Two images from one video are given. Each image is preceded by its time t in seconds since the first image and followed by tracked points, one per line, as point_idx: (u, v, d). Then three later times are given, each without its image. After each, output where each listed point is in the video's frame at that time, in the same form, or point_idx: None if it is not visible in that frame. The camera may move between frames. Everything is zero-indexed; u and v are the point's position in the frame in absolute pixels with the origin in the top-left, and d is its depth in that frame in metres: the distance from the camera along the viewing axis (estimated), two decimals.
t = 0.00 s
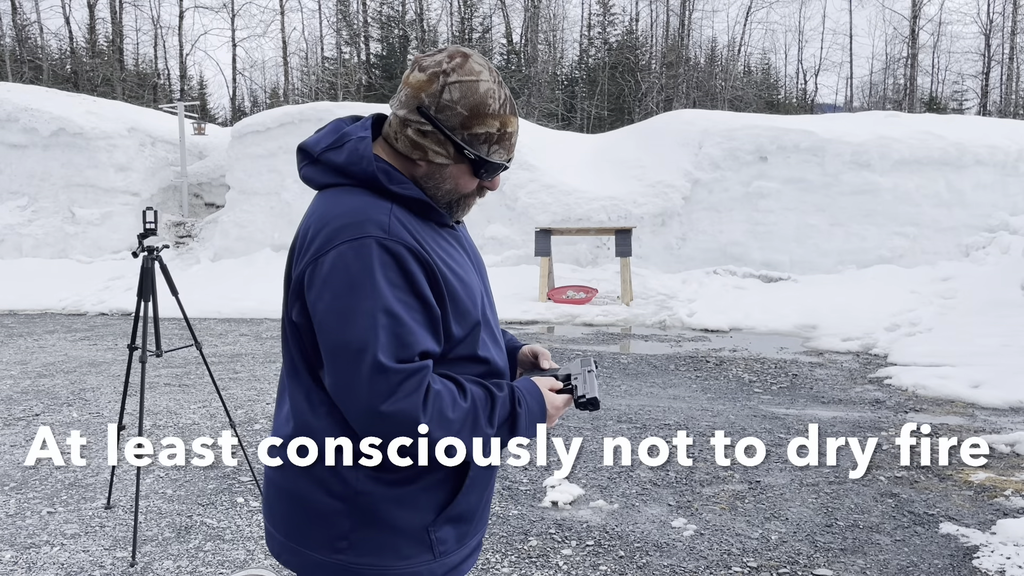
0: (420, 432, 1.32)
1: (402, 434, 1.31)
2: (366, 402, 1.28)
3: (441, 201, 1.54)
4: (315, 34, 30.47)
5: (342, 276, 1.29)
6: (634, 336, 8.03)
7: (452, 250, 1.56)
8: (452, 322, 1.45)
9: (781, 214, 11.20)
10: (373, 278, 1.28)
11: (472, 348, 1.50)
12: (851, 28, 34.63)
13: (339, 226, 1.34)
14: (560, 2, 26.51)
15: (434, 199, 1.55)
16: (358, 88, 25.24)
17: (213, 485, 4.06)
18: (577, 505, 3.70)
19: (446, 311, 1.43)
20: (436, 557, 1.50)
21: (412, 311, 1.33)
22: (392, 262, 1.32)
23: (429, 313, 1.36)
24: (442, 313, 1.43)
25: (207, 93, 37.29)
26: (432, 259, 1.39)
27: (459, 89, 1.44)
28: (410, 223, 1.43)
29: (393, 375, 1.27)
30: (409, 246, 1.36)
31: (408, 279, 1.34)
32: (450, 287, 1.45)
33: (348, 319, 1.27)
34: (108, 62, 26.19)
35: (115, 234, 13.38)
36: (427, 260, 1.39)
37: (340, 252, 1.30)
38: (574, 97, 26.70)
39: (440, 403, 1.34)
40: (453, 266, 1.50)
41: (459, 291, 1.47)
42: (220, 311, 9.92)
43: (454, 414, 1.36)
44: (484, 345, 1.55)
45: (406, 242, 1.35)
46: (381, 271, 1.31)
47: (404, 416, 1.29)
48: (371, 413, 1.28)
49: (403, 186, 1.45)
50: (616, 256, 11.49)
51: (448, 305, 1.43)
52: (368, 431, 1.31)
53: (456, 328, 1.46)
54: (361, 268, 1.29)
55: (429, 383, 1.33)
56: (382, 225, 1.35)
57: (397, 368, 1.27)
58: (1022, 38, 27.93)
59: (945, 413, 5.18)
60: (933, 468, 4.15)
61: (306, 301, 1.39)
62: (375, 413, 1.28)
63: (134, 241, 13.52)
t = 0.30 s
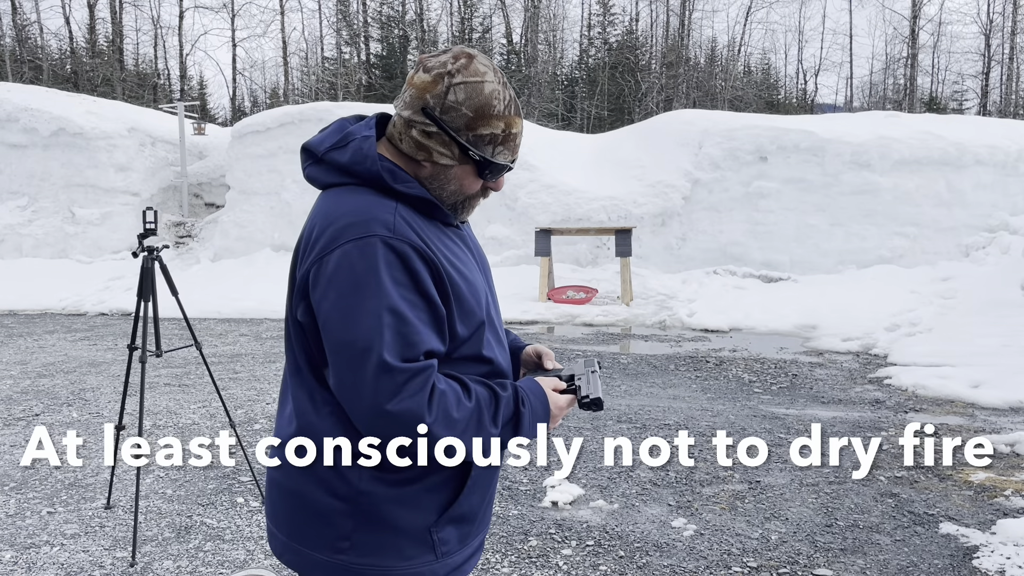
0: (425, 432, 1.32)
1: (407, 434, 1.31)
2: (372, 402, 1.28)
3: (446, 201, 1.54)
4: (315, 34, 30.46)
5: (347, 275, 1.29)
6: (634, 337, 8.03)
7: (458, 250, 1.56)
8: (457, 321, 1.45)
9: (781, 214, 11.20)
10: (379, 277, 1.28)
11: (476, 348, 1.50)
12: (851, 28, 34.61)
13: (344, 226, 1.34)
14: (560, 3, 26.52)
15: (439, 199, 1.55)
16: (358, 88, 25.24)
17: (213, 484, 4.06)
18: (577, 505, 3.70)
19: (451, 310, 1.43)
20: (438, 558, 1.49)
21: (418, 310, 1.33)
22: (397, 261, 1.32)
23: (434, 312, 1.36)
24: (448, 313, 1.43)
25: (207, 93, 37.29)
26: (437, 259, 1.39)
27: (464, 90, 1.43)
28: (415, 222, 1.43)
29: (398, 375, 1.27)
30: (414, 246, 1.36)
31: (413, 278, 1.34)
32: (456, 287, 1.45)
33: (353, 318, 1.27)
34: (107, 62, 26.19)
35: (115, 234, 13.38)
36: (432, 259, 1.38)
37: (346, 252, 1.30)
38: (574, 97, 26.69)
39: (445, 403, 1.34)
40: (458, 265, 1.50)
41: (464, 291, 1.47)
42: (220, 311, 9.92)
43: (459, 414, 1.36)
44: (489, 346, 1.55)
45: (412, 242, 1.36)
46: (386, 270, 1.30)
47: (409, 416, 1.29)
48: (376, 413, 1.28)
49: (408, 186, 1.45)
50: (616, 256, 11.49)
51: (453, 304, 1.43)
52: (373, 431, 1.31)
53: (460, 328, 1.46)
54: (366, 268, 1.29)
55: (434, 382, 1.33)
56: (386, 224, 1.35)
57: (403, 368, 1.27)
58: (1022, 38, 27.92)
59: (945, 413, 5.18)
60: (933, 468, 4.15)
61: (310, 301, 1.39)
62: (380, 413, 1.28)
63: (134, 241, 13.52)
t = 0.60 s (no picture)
0: (431, 432, 1.31)
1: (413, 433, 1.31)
2: (378, 403, 1.28)
3: (451, 201, 1.54)
4: (315, 34, 30.42)
5: (352, 274, 1.29)
6: (634, 336, 8.03)
7: (463, 251, 1.56)
8: (462, 320, 1.45)
9: (781, 214, 11.20)
10: (384, 277, 1.28)
11: (481, 348, 1.50)
12: (851, 28, 34.54)
13: (349, 225, 1.34)
14: (560, 3, 26.52)
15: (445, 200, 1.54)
16: (358, 89, 25.25)
17: (213, 485, 4.06)
18: (577, 505, 3.70)
19: (456, 310, 1.43)
20: (441, 558, 1.50)
21: (423, 310, 1.33)
22: (402, 260, 1.32)
23: (439, 311, 1.36)
24: (453, 313, 1.43)
25: (207, 93, 37.30)
26: (442, 259, 1.39)
27: (468, 91, 1.44)
28: (420, 221, 1.42)
29: (404, 376, 1.27)
30: (420, 245, 1.35)
31: (418, 279, 1.34)
32: (461, 288, 1.45)
33: (359, 317, 1.27)
34: (107, 62, 26.19)
35: (115, 234, 13.39)
36: (437, 259, 1.39)
37: (351, 251, 1.30)
38: (574, 97, 26.69)
39: (451, 403, 1.34)
40: (463, 265, 1.50)
41: (470, 291, 1.47)
42: (220, 311, 9.93)
43: (464, 414, 1.36)
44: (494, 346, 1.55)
45: (417, 241, 1.36)
46: (392, 270, 1.30)
47: (414, 416, 1.28)
48: (383, 414, 1.28)
49: (414, 185, 1.45)
50: (616, 256, 11.49)
51: (458, 304, 1.43)
52: (379, 431, 1.31)
53: (465, 327, 1.46)
54: (371, 267, 1.29)
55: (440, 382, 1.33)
56: (392, 224, 1.35)
57: (409, 368, 1.27)
58: (1022, 38, 27.89)
59: (944, 413, 5.18)
60: (933, 468, 4.15)
61: (315, 300, 1.39)
62: (387, 413, 1.28)
63: (134, 241, 13.52)
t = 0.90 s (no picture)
0: (433, 431, 1.31)
1: (415, 433, 1.31)
2: (381, 403, 1.28)
3: (453, 201, 1.54)
4: (315, 33, 30.39)
5: (355, 272, 1.28)
6: (634, 336, 8.03)
7: (467, 250, 1.57)
8: (464, 317, 1.45)
9: (781, 214, 11.20)
10: (385, 275, 1.28)
11: (484, 347, 1.50)
12: (851, 28, 34.48)
13: (351, 223, 1.34)
14: (560, 2, 26.50)
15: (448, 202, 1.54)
16: (358, 88, 25.25)
17: (213, 485, 4.06)
18: (577, 505, 3.70)
19: (458, 309, 1.43)
20: (441, 558, 1.49)
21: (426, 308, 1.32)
22: (404, 257, 1.32)
23: (441, 310, 1.36)
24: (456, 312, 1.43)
25: (207, 93, 37.30)
26: (444, 259, 1.39)
27: (470, 90, 1.43)
28: (422, 219, 1.43)
29: (406, 376, 1.27)
30: (422, 244, 1.35)
31: (423, 279, 1.33)
32: (464, 287, 1.45)
33: (361, 315, 1.27)
34: (107, 62, 26.20)
35: (115, 234, 13.39)
36: (440, 258, 1.38)
37: (353, 248, 1.30)
38: (574, 97, 26.68)
39: (453, 403, 1.34)
40: (467, 265, 1.50)
41: (473, 289, 1.47)
42: (220, 311, 9.92)
43: (466, 416, 1.36)
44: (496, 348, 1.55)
45: (419, 241, 1.35)
46: (395, 269, 1.30)
47: (416, 415, 1.28)
48: (385, 412, 1.28)
49: (415, 184, 1.45)
50: (616, 256, 11.49)
51: (461, 302, 1.43)
52: (381, 431, 1.31)
53: (468, 326, 1.46)
54: (374, 264, 1.29)
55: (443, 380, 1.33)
56: (394, 222, 1.35)
57: (411, 366, 1.27)
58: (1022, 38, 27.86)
59: (944, 413, 5.18)
60: (933, 468, 4.15)
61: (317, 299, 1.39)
62: (388, 412, 1.28)
63: (133, 241, 13.52)
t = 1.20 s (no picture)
0: (434, 429, 1.31)
1: (416, 432, 1.31)
2: (382, 400, 1.28)
3: (453, 201, 1.54)
4: (315, 33, 30.37)
5: (356, 270, 1.29)
6: (634, 336, 8.03)
7: (468, 249, 1.57)
8: (466, 315, 1.45)
9: (781, 214, 11.20)
10: (386, 272, 1.28)
11: (486, 345, 1.50)
12: (851, 28, 34.46)
13: (352, 221, 1.34)
14: (560, 2, 26.51)
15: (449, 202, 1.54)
16: (358, 89, 25.27)
17: (213, 485, 4.06)
18: (577, 505, 3.70)
19: (460, 306, 1.43)
20: (441, 557, 1.49)
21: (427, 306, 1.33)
22: (405, 255, 1.32)
23: (443, 308, 1.36)
24: (458, 310, 1.43)
25: (207, 93, 37.30)
26: (446, 257, 1.40)
27: (471, 89, 1.44)
28: (423, 217, 1.43)
29: (407, 375, 1.27)
30: (422, 241, 1.35)
31: (423, 277, 1.33)
32: (465, 286, 1.46)
33: (362, 312, 1.27)
34: (107, 62, 26.23)
35: (116, 234, 13.40)
36: (441, 257, 1.39)
37: (354, 246, 1.30)
38: (574, 97, 26.69)
39: (454, 401, 1.34)
40: (468, 263, 1.50)
41: (473, 287, 1.47)
42: (220, 311, 9.93)
43: (468, 413, 1.36)
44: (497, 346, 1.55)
45: (421, 239, 1.35)
46: (396, 267, 1.30)
47: (417, 413, 1.28)
48: (386, 411, 1.28)
49: (415, 181, 1.45)
50: (616, 256, 11.49)
51: (462, 300, 1.43)
52: (381, 429, 1.31)
53: (469, 324, 1.46)
54: (375, 261, 1.29)
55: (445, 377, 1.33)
56: (395, 219, 1.35)
57: (412, 364, 1.27)
58: (1022, 38, 27.86)
59: (944, 413, 5.18)
60: (933, 468, 4.15)
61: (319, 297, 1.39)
62: (389, 410, 1.28)
63: (133, 241, 13.52)
